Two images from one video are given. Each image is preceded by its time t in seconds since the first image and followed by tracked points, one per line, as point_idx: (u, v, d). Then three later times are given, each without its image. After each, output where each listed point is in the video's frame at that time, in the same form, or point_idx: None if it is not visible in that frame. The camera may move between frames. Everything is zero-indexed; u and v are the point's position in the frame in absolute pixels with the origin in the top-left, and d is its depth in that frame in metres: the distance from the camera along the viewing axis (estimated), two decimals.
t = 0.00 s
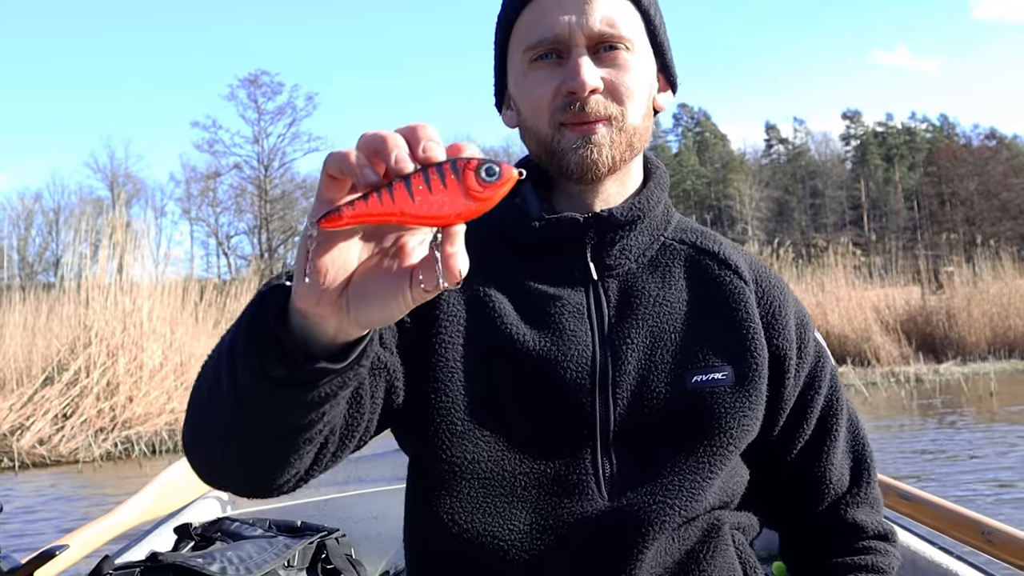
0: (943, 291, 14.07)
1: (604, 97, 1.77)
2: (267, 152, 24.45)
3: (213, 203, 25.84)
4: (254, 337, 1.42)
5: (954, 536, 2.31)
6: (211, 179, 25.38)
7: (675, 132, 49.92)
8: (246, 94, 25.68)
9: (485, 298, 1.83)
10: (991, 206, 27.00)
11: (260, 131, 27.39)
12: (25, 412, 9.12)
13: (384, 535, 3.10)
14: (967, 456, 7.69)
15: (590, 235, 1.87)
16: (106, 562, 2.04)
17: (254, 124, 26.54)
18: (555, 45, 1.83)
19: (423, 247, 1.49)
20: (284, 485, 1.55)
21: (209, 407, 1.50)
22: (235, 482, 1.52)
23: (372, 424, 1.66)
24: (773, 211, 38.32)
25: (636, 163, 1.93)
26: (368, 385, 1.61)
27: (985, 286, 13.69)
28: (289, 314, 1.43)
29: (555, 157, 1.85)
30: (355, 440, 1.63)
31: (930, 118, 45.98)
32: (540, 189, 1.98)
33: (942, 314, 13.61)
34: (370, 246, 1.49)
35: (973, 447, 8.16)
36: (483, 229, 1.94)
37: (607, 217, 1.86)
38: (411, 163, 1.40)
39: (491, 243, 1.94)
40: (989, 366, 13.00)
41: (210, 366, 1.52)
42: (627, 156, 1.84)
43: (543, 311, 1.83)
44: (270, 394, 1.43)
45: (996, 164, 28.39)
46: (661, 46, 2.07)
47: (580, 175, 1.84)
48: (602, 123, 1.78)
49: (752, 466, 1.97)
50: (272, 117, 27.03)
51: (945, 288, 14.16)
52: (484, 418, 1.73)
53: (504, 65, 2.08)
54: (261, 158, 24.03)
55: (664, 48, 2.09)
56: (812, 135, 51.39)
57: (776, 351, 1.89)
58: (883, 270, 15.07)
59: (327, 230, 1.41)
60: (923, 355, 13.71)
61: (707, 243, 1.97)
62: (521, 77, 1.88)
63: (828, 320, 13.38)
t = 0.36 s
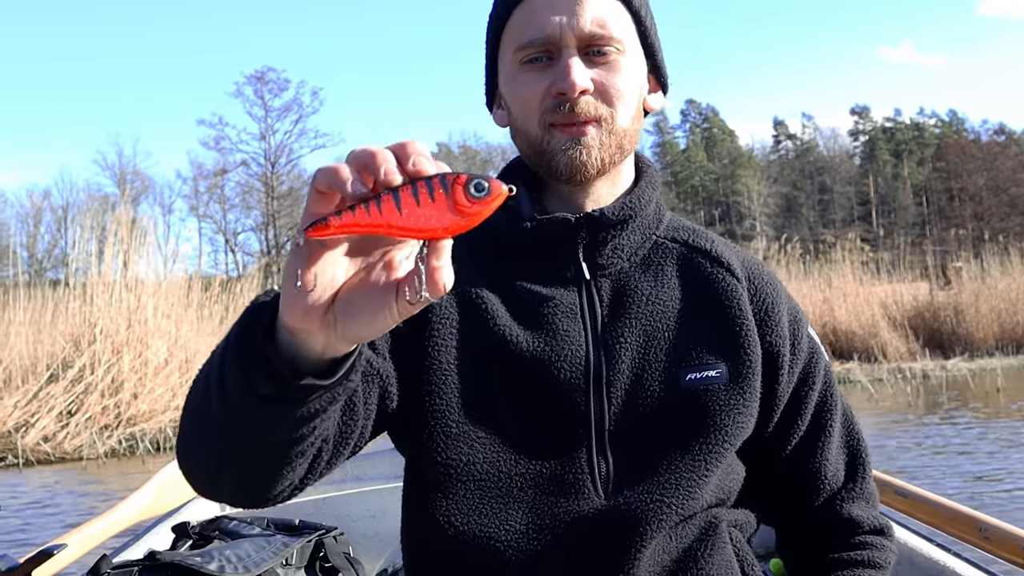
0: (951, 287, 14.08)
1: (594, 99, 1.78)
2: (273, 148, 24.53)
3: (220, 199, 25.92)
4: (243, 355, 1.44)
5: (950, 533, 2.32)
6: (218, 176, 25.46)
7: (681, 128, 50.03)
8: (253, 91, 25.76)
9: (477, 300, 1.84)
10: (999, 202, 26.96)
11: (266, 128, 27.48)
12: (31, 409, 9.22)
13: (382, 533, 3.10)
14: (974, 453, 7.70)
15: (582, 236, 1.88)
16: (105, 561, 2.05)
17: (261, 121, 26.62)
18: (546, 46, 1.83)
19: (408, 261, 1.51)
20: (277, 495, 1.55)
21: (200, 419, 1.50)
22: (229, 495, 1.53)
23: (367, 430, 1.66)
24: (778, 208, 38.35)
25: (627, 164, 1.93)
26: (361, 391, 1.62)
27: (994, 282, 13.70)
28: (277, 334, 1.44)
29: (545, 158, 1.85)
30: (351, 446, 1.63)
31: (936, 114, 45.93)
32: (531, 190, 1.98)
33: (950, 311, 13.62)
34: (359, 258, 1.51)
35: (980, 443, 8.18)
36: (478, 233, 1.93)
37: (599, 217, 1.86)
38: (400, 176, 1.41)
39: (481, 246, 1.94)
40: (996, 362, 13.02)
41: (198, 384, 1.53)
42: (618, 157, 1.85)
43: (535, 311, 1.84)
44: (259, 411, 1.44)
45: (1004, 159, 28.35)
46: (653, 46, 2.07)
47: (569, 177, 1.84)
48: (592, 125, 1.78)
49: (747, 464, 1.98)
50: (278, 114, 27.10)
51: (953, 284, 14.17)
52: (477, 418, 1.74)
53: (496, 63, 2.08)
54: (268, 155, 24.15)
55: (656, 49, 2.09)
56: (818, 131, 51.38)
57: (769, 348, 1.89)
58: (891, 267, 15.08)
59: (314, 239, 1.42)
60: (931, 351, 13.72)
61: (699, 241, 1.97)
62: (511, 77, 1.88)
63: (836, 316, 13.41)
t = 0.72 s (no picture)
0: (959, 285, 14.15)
1: (589, 99, 1.78)
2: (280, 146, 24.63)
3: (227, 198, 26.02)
4: (236, 363, 1.44)
5: (946, 531, 2.32)
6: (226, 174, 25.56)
7: (686, 126, 50.05)
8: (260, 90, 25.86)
9: (470, 299, 1.84)
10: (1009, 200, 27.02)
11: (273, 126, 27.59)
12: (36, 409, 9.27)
13: (378, 532, 3.10)
14: (983, 451, 7.73)
15: (577, 233, 1.88)
16: (101, 561, 2.05)
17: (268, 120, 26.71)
18: (543, 45, 1.83)
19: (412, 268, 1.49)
20: (272, 499, 1.56)
21: (196, 422, 1.51)
22: (224, 499, 1.54)
23: (362, 430, 1.67)
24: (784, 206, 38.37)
25: (621, 162, 1.94)
26: (356, 394, 1.62)
27: (1002, 280, 13.77)
28: (270, 341, 1.45)
29: (539, 157, 1.85)
30: (346, 448, 1.63)
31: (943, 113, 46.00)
32: (525, 187, 1.98)
33: (959, 309, 13.74)
34: (360, 265, 1.48)
35: (988, 442, 8.19)
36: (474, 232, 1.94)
37: (593, 215, 1.87)
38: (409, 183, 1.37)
39: (476, 243, 1.95)
40: (1005, 361, 13.02)
41: (193, 387, 1.54)
42: (612, 158, 1.85)
43: (530, 309, 1.84)
44: (254, 417, 1.45)
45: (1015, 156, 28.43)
46: (649, 46, 2.06)
47: (562, 176, 1.84)
48: (585, 125, 1.79)
49: (743, 462, 1.98)
50: (285, 112, 27.21)
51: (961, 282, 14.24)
52: (474, 418, 1.74)
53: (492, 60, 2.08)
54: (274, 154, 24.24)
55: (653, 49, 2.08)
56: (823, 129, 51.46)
57: (764, 345, 1.89)
58: (900, 265, 15.13)
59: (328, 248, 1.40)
60: (940, 349, 13.80)
61: (693, 239, 1.97)
62: (507, 74, 1.88)
63: (843, 314, 13.44)
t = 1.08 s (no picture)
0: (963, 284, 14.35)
1: (599, 106, 1.76)
2: (281, 147, 24.84)
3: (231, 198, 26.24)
4: (215, 408, 1.41)
5: (935, 530, 2.33)
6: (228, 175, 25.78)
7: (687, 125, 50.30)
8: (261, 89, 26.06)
9: (456, 304, 1.83)
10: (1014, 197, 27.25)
11: (274, 126, 27.80)
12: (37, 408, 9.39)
13: (369, 532, 3.12)
14: (984, 449, 7.80)
15: (565, 234, 1.88)
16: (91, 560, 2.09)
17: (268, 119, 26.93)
18: (564, 43, 1.78)
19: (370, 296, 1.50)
20: (261, 541, 1.54)
21: (178, 480, 1.48)
22: (210, 547, 1.50)
23: (346, 456, 1.66)
24: (786, 204, 38.61)
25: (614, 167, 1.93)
26: (334, 422, 1.61)
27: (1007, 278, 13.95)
28: (248, 390, 1.42)
29: (536, 154, 1.82)
30: (330, 475, 1.61)
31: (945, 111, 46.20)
32: (513, 181, 1.97)
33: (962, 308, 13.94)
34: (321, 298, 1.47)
35: (988, 439, 8.30)
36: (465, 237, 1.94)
37: (581, 216, 1.87)
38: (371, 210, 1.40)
39: (461, 251, 1.94)
40: (1008, 360, 13.16)
41: (175, 446, 1.51)
42: (606, 170, 1.83)
43: (518, 310, 1.84)
44: (236, 459, 1.42)
45: (1020, 153, 28.64)
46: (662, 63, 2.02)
47: (556, 179, 1.82)
48: (589, 132, 1.77)
49: (732, 460, 1.98)
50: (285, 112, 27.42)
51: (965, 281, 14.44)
52: (462, 422, 1.74)
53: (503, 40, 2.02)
54: (276, 153, 24.51)
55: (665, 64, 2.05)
56: (825, 127, 51.71)
57: (752, 344, 1.90)
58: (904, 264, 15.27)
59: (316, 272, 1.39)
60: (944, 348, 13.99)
61: (680, 237, 1.98)
62: (520, 63, 1.83)
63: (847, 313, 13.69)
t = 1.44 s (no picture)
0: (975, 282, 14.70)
1: (598, 118, 1.72)
2: (293, 146, 25.26)
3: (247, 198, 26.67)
4: (201, 428, 1.42)
5: (934, 529, 2.32)
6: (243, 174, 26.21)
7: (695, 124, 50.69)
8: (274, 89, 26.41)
9: (453, 306, 1.83)
10: None
11: (285, 126, 28.19)
12: (47, 408, 9.71)
13: (367, 531, 3.13)
14: (992, 444, 7.95)
15: (564, 235, 1.88)
16: (91, 560, 2.09)
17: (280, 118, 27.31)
18: (569, 51, 1.73)
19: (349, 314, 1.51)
20: (251, 552, 1.54)
21: (164, 496, 1.49)
22: (203, 561, 1.52)
23: (339, 462, 1.67)
24: (795, 204, 39.00)
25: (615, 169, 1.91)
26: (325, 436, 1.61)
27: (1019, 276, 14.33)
28: (231, 409, 1.43)
29: (534, 159, 1.79)
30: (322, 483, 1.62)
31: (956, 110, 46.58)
32: (513, 186, 1.98)
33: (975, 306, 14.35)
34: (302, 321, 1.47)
35: (994, 434, 8.46)
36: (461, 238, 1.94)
37: (580, 217, 1.87)
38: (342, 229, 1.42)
39: (458, 252, 1.93)
40: (1019, 357, 13.39)
41: (162, 458, 1.51)
42: (602, 182, 1.79)
43: (515, 312, 1.84)
44: (224, 478, 1.43)
45: None
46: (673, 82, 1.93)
47: (553, 186, 1.79)
48: (587, 144, 1.73)
49: (731, 460, 1.98)
50: (297, 111, 27.81)
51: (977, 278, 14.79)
52: (460, 424, 1.74)
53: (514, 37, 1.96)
54: (289, 153, 24.99)
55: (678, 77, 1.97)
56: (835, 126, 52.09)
57: (750, 345, 1.90)
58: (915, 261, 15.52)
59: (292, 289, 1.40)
60: (956, 345, 14.38)
61: (679, 239, 1.98)
62: (525, 66, 1.78)
63: (857, 311, 14.17)
